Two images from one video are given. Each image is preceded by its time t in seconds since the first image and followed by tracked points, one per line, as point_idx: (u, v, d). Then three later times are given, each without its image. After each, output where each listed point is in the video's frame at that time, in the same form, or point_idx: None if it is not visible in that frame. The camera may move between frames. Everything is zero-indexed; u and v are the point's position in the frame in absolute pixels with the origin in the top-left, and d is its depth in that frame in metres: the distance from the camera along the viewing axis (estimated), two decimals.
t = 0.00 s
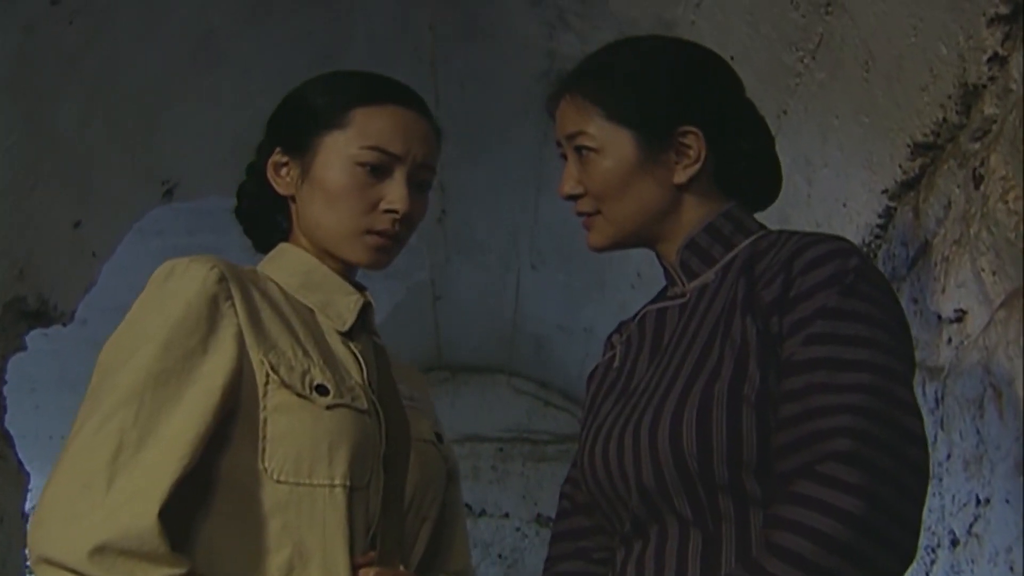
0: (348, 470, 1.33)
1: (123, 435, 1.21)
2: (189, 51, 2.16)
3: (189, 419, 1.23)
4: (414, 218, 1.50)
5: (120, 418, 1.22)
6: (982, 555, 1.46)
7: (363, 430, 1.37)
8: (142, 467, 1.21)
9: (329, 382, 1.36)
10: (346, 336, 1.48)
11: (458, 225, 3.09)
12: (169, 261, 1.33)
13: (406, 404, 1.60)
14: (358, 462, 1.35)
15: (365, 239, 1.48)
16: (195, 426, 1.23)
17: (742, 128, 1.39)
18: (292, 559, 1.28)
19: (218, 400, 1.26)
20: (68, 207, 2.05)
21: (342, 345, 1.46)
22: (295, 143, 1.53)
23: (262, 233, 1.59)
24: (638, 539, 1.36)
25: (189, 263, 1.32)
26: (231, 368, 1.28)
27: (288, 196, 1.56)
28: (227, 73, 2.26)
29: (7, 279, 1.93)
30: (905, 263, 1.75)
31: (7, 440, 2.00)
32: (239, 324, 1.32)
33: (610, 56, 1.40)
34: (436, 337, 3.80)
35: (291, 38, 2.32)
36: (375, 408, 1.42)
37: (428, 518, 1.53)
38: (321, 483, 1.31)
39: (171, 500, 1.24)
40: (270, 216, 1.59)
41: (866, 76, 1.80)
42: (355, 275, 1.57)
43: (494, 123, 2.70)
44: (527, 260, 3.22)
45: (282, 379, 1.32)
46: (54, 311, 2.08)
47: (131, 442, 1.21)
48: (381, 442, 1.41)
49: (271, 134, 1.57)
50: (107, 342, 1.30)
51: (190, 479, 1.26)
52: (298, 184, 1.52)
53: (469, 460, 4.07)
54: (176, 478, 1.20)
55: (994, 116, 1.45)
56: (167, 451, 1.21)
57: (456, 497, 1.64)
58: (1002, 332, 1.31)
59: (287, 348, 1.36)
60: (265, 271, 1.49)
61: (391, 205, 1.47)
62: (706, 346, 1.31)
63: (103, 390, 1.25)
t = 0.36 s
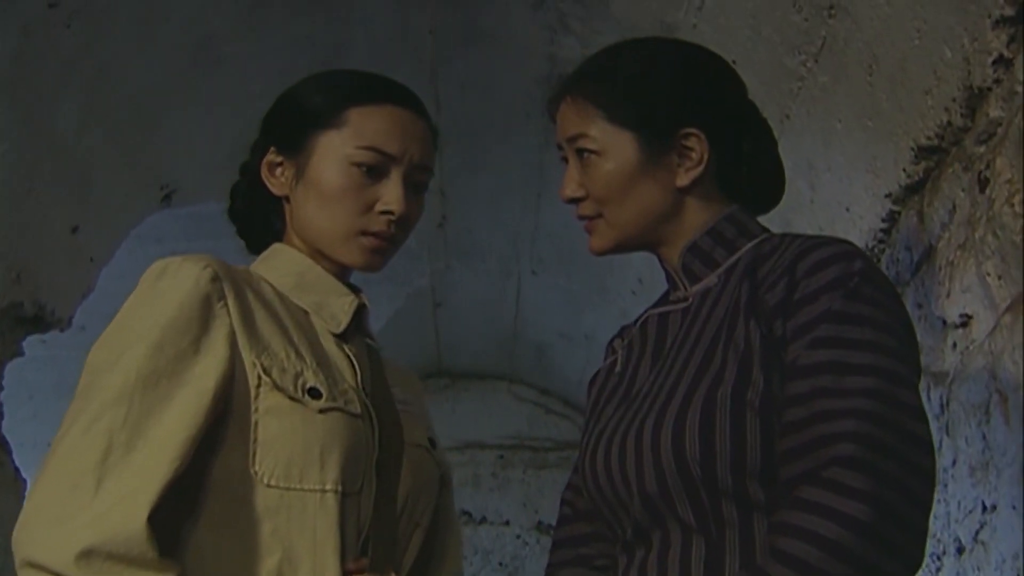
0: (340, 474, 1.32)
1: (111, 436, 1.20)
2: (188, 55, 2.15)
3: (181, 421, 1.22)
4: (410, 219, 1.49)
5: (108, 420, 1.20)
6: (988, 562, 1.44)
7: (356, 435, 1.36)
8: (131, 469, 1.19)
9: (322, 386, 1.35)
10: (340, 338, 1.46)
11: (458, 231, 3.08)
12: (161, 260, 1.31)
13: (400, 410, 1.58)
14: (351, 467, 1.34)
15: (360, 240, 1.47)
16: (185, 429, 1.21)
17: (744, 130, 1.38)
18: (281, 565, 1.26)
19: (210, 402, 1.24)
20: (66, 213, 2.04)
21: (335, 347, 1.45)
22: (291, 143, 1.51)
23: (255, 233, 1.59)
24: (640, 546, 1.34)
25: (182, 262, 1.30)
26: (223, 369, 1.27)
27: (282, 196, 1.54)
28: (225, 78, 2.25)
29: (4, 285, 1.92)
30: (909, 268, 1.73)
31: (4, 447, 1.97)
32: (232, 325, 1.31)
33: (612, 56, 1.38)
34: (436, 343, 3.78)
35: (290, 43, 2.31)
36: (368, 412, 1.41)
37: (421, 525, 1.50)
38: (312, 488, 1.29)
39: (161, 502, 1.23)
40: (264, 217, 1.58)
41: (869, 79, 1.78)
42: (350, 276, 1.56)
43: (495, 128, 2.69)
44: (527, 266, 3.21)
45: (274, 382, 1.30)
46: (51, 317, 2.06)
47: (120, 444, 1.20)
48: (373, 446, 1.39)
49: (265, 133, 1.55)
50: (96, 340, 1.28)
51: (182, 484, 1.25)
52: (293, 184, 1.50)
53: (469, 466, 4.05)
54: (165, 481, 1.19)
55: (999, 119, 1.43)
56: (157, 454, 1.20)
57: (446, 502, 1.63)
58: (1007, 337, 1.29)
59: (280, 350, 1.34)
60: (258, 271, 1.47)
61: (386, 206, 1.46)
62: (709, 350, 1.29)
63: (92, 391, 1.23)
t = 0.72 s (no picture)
0: (334, 481, 1.31)
1: (105, 440, 1.19)
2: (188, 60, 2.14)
3: (175, 426, 1.21)
4: (409, 219, 1.48)
5: (102, 423, 1.19)
6: (995, 568, 1.43)
7: (351, 441, 1.35)
8: (124, 474, 1.18)
9: (317, 391, 1.34)
10: (337, 341, 1.45)
11: (459, 236, 3.07)
12: (156, 262, 1.30)
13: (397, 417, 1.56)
14: (346, 474, 1.33)
15: (359, 240, 1.46)
16: (179, 434, 1.20)
17: (747, 132, 1.36)
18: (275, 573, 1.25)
19: (206, 407, 1.23)
20: (65, 217, 2.03)
21: (332, 351, 1.43)
22: (288, 143, 1.50)
23: (252, 233, 1.57)
24: (643, 553, 1.33)
25: (177, 263, 1.29)
26: (218, 373, 1.26)
27: (280, 197, 1.53)
28: (225, 82, 2.24)
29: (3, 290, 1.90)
30: (914, 272, 1.72)
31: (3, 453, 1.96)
32: (228, 328, 1.29)
33: (615, 58, 1.37)
34: (438, 349, 3.77)
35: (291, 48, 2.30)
36: (363, 417, 1.40)
37: (415, 530, 1.50)
38: (305, 495, 1.29)
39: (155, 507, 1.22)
40: (261, 218, 1.56)
41: (872, 82, 1.77)
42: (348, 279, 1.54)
43: (497, 132, 2.68)
44: (529, 271, 3.19)
45: (269, 387, 1.29)
46: (51, 321, 2.04)
47: (114, 448, 1.19)
48: (368, 453, 1.39)
49: (263, 133, 1.54)
50: (90, 343, 1.27)
51: (178, 488, 1.23)
52: (291, 185, 1.49)
53: (470, 473, 4.03)
54: (158, 486, 1.17)
55: (1004, 122, 1.42)
56: (151, 459, 1.18)
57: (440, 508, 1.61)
58: (1013, 341, 1.28)
59: (275, 354, 1.33)
60: (254, 272, 1.46)
61: (385, 205, 1.45)
62: (713, 354, 1.28)
63: (85, 394, 1.22)
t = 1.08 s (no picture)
0: (333, 488, 1.30)
1: (103, 446, 1.19)
2: (189, 65, 2.14)
3: (175, 431, 1.20)
4: (413, 220, 1.47)
5: (99, 429, 1.19)
6: (999, 572, 1.43)
7: (351, 448, 1.35)
8: (123, 479, 1.18)
9: (317, 398, 1.33)
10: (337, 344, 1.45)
11: (462, 240, 3.07)
12: (156, 265, 1.30)
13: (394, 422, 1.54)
14: (345, 481, 1.33)
15: (363, 242, 1.46)
16: (179, 439, 1.20)
17: (750, 136, 1.36)
18: None
19: (206, 412, 1.23)
20: (65, 222, 2.03)
21: (331, 357, 1.43)
22: (290, 144, 1.50)
23: (251, 235, 1.57)
24: (647, 558, 1.33)
25: (178, 266, 1.29)
26: (218, 377, 1.26)
27: (282, 198, 1.53)
28: (228, 87, 2.24)
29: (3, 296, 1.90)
30: (917, 275, 1.72)
31: (6, 458, 1.96)
32: (227, 332, 1.29)
33: (617, 61, 1.37)
34: (441, 353, 3.77)
35: (293, 52, 2.29)
36: (363, 423, 1.39)
37: (413, 537, 1.49)
38: (304, 501, 1.28)
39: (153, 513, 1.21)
40: (261, 220, 1.56)
41: (875, 86, 1.77)
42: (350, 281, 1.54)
43: (500, 137, 2.67)
44: (532, 276, 3.20)
45: (268, 393, 1.29)
46: (53, 326, 2.04)
47: (112, 453, 1.19)
48: (368, 459, 1.38)
49: (265, 135, 1.54)
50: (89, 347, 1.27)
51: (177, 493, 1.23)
52: (294, 186, 1.49)
53: (473, 477, 4.04)
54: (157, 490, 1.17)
55: (1007, 125, 1.42)
56: (150, 464, 1.18)
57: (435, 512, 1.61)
58: (1017, 345, 1.27)
59: (275, 359, 1.33)
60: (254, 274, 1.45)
61: (390, 206, 1.45)
62: (716, 358, 1.27)
63: (84, 399, 1.22)
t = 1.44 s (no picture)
0: (333, 494, 1.30)
1: (104, 451, 1.19)
2: (193, 68, 2.14)
3: (176, 435, 1.21)
4: (421, 220, 1.47)
5: (100, 434, 1.19)
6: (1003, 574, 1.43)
7: (351, 454, 1.35)
8: (124, 484, 1.18)
9: (317, 404, 1.33)
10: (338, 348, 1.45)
11: (465, 243, 3.07)
12: (158, 269, 1.30)
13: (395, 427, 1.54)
14: (345, 487, 1.32)
15: (370, 241, 1.45)
16: (180, 444, 1.20)
17: (754, 139, 1.36)
18: None
19: (207, 416, 1.23)
20: (69, 225, 2.03)
21: (332, 363, 1.43)
22: (296, 144, 1.50)
23: (256, 236, 1.57)
24: (651, 560, 1.33)
25: (180, 270, 1.30)
26: (220, 381, 1.26)
27: (288, 198, 1.53)
28: (232, 89, 2.24)
29: (7, 299, 1.91)
30: (920, 278, 1.72)
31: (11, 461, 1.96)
32: (229, 337, 1.29)
33: (622, 63, 1.37)
34: (443, 356, 3.77)
35: (296, 55, 2.29)
36: (363, 428, 1.39)
37: (415, 543, 1.49)
38: (305, 508, 1.28)
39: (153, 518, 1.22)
40: (267, 221, 1.56)
41: (879, 88, 1.77)
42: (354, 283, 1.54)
43: (503, 139, 2.67)
44: (534, 278, 3.20)
45: (270, 398, 1.29)
46: (57, 330, 2.04)
47: (112, 458, 1.19)
48: (369, 464, 1.38)
49: (272, 135, 1.54)
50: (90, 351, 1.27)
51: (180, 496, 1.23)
52: (301, 185, 1.49)
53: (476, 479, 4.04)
54: (158, 495, 1.18)
55: (1010, 127, 1.42)
56: (151, 469, 1.19)
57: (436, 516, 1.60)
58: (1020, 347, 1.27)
59: (276, 364, 1.33)
60: (257, 275, 1.46)
61: (398, 204, 1.45)
62: (721, 361, 1.27)
63: (85, 404, 1.22)
